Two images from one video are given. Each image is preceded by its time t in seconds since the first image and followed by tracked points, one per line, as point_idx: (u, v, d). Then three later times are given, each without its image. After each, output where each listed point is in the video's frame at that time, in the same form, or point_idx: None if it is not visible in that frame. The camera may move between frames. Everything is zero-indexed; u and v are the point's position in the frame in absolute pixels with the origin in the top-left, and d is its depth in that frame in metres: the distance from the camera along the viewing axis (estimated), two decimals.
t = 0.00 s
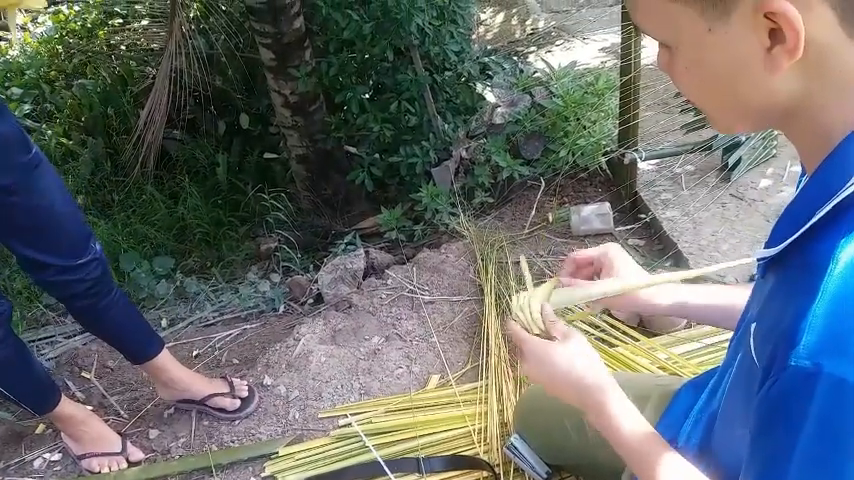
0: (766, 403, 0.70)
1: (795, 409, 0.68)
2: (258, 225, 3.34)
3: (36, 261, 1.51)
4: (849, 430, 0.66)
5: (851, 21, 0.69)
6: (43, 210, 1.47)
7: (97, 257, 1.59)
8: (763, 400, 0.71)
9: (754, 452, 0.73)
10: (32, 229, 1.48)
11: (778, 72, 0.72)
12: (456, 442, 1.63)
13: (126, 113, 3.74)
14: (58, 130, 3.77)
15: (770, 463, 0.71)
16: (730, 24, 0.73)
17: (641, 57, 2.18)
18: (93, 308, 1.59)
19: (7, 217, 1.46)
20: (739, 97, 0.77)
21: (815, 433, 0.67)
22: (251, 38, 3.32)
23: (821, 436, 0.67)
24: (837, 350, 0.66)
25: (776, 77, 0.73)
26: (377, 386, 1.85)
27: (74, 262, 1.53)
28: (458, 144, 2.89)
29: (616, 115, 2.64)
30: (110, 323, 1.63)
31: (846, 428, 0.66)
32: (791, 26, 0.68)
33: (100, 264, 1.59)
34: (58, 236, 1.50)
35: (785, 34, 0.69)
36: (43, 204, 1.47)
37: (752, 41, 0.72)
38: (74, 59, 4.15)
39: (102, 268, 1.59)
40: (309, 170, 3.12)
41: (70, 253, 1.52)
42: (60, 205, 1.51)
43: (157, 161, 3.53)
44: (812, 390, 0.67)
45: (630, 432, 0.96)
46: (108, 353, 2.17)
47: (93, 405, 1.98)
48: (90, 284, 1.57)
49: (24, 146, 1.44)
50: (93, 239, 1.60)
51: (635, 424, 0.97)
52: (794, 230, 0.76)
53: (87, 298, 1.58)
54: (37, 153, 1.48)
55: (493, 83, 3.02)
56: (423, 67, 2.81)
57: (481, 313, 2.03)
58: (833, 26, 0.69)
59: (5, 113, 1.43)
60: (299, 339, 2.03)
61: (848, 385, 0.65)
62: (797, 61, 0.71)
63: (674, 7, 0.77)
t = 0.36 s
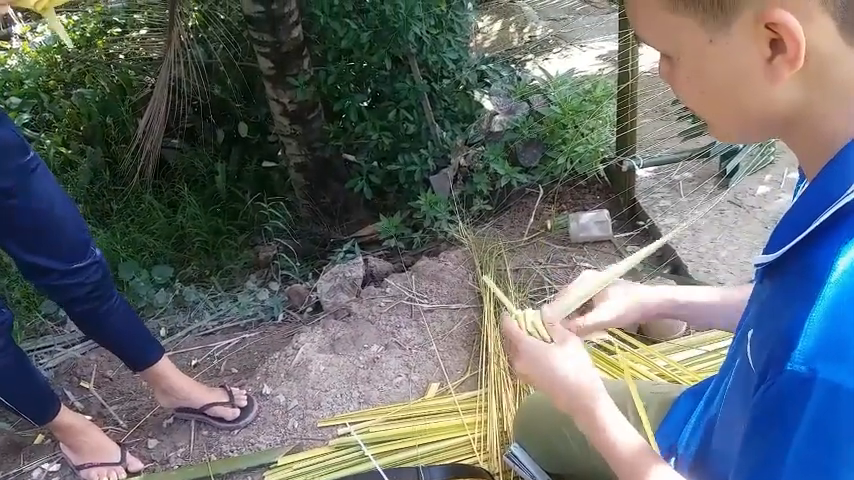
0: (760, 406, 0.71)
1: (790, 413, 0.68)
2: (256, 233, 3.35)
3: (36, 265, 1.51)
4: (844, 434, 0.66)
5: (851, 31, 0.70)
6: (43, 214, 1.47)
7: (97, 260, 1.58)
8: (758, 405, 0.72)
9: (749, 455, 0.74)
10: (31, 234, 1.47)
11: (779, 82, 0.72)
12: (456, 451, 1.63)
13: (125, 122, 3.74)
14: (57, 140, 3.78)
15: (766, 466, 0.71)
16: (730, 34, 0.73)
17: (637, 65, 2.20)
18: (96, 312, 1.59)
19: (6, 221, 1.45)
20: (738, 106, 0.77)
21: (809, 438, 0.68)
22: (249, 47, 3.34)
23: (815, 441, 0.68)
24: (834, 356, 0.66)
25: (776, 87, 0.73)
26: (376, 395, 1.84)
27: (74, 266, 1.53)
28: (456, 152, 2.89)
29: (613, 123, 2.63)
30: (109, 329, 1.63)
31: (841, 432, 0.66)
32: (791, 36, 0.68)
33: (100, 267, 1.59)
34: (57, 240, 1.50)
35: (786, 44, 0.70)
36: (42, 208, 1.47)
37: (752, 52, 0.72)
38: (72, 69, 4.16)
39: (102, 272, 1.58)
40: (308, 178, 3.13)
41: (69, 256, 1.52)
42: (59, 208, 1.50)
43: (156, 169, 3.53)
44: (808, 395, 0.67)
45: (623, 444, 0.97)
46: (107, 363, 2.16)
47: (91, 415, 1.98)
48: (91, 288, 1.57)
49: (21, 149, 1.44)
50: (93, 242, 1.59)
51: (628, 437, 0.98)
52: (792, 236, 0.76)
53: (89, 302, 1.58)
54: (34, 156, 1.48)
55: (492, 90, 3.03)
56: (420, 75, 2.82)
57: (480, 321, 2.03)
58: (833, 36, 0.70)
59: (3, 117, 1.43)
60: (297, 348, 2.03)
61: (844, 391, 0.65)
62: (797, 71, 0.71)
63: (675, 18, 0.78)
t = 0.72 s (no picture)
0: (748, 413, 0.72)
1: (776, 421, 0.69)
2: (252, 239, 3.35)
3: (33, 264, 1.49)
4: (827, 443, 0.66)
5: (840, 43, 0.71)
6: (41, 211, 1.46)
7: (95, 257, 1.57)
8: (746, 413, 0.72)
9: (736, 461, 0.75)
10: (29, 231, 1.46)
11: (767, 93, 0.73)
12: (450, 459, 1.62)
13: (121, 128, 3.74)
14: (53, 145, 3.77)
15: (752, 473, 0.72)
16: (721, 45, 0.74)
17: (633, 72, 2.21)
18: (94, 313, 1.58)
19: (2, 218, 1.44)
20: (728, 116, 0.78)
21: (793, 447, 0.68)
22: (245, 53, 3.34)
23: (798, 450, 0.68)
24: (819, 366, 0.66)
25: (765, 98, 0.74)
26: (371, 402, 1.84)
27: (73, 264, 1.52)
28: (452, 159, 2.90)
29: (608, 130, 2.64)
30: (106, 331, 1.61)
31: (823, 442, 0.66)
32: (780, 47, 0.69)
33: (98, 265, 1.57)
34: (55, 236, 1.49)
35: (775, 55, 0.70)
36: (39, 204, 1.45)
37: (742, 62, 0.73)
38: (68, 74, 4.16)
39: (101, 271, 1.57)
40: (304, 184, 3.13)
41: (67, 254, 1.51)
42: (56, 205, 1.49)
43: (152, 175, 3.53)
44: (792, 403, 0.67)
45: (613, 455, 0.98)
46: (101, 370, 2.15)
47: (85, 423, 1.97)
48: (91, 287, 1.55)
49: (16, 145, 1.42)
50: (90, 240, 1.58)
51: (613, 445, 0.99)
52: (782, 245, 0.77)
53: (88, 302, 1.56)
54: (30, 153, 1.46)
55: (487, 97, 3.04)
56: (417, 82, 2.82)
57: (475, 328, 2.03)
58: (822, 48, 0.71)
59: None
60: (292, 355, 2.02)
61: (827, 401, 0.66)
62: (786, 83, 0.72)
63: (666, 27, 0.79)
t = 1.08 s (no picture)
0: (741, 415, 0.71)
1: (768, 422, 0.68)
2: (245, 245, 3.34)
3: (26, 270, 1.47)
4: (820, 447, 0.65)
5: (820, 47, 0.72)
6: (31, 216, 1.44)
7: (88, 262, 1.55)
8: (738, 416, 0.72)
9: (729, 465, 0.74)
10: (21, 237, 1.44)
11: (746, 95, 0.74)
12: (442, 463, 1.61)
13: (114, 134, 3.73)
14: (45, 152, 3.76)
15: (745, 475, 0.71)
16: (701, 47, 0.75)
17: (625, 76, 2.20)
18: (88, 318, 1.55)
19: None
20: (711, 118, 0.78)
21: (785, 450, 0.67)
22: (238, 59, 3.34)
23: (789, 453, 0.67)
24: (809, 366, 0.66)
25: (743, 100, 0.75)
26: (363, 407, 1.83)
27: (66, 268, 1.50)
28: (446, 164, 2.90)
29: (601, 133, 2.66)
30: (98, 337, 1.59)
31: (816, 446, 0.65)
32: (760, 50, 0.70)
33: (91, 270, 1.55)
34: (47, 242, 1.47)
35: (754, 58, 0.71)
36: (29, 209, 1.44)
37: (720, 64, 0.74)
38: (61, 80, 4.15)
39: (95, 275, 1.55)
40: (297, 190, 3.12)
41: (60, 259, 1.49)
42: (46, 210, 1.47)
43: (145, 181, 3.52)
44: (784, 405, 0.67)
45: (599, 452, 0.98)
46: (92, 376, 2.13)
47: (76, 430, 1.95)
48: (84, 292, 1.53)
49: (4, 150, 1.41)
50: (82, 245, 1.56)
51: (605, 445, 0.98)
52: (773, 246, 0.76)
53: (83, 307, 1.54)
54: (19, 158, 1.45)
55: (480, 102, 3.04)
56: (410, 87, 2.83)
57: (467, 332, 2.02)
58: (801, 52, 0.71)
59: None
60: (285, 361, 2.01)
61: (818, 402, 0.65)
62: (765, 85, 0.73)
63: (646, 29, 0.79)
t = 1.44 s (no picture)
0: (735, 404, 0.71)
1: (761, 411, 0.68)
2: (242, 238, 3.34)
3: (19, 266, 1.46)
4: (812, 436, 0.65)
5: (805, 33, 0.71)
6: (24, 210, 1.43)
7: (81, 257, 1.54)
8: (732, 405, 0.72)
9: (722, 454, 0.74)
10: (14, 233, 1.42)
11: (730, 84, 0.74)
12: (438, 455, 1.62)
13: (110, 127, 3.72)
14: (41, 145, 3.75)
15: (739, 464, 0.71)
16: (684, 37, 0.75)
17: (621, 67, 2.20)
18: (81, 313, 1.55)
19: None
20: (698, 107, 0.78)
21: (778, 439, 0.67)
22: (233, 51, 3.33)
23: (782, 441, 0.67)
24: (800, 355, 0.65)
25: (729, 89, 0.74)
26: (359, 399, 1.83)
27: (60, 263, 1.49)
28: (442, 155, 2.90)
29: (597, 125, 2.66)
30: (92, 330, 1.58)
31: (808, 435, 0.65)
32: (741, 39, 0.69)
33: (85, 266, 1.54)
34: (40, 236, 1.46)
35: (736, 47, 0.70)
36: (22, 203, 1.42)
37: (704, 54, 0.74)
38: (56, 74, 4.13)
39: (87, 270, 1.54)
40: (293, 182, 3.11)
41: (54, 255, 1.48)
42: (39, 206, 1.45)
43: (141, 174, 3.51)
44: (776, 393, 0.67)
45: (597, 442, 0.97)
46: (89, 369, 2.13)
47: (73, 422, 1.95)
48: (77, 287, 1.52)
49: None
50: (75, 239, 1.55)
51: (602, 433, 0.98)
52: (766, 235, 0.76)
53: (76, 302, 1.53)
54: (10, 153, 1.43)
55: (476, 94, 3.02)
56: (405, 78, 2.82)
57: (463, 324, 2.02)
58: (786, 40, 0.71)
59: None
60: (281, 352, 2.01)
61: (810, 391, 0.64)
62: (749, 74, 0.72)
63: (630, 20, 0.79)
